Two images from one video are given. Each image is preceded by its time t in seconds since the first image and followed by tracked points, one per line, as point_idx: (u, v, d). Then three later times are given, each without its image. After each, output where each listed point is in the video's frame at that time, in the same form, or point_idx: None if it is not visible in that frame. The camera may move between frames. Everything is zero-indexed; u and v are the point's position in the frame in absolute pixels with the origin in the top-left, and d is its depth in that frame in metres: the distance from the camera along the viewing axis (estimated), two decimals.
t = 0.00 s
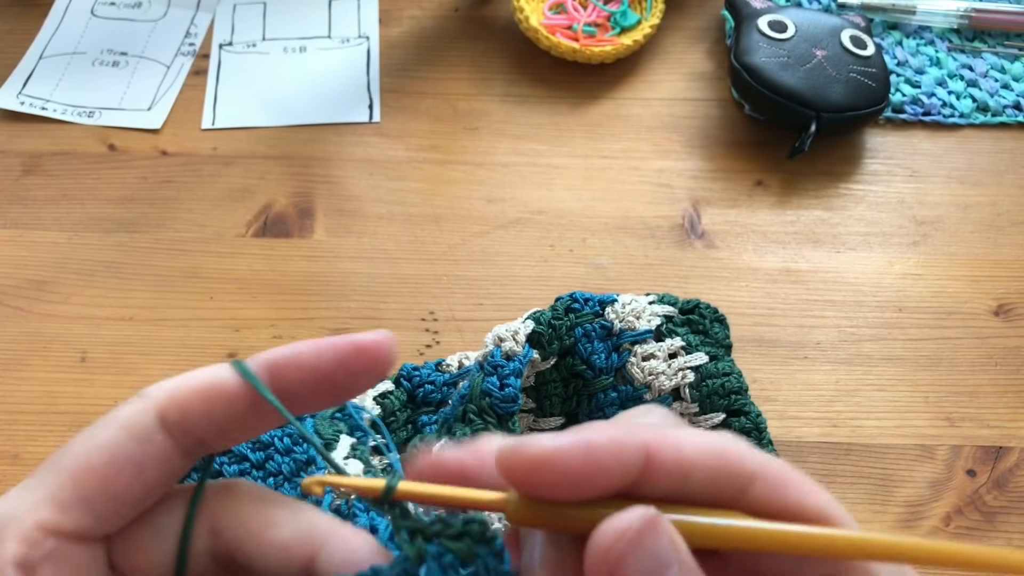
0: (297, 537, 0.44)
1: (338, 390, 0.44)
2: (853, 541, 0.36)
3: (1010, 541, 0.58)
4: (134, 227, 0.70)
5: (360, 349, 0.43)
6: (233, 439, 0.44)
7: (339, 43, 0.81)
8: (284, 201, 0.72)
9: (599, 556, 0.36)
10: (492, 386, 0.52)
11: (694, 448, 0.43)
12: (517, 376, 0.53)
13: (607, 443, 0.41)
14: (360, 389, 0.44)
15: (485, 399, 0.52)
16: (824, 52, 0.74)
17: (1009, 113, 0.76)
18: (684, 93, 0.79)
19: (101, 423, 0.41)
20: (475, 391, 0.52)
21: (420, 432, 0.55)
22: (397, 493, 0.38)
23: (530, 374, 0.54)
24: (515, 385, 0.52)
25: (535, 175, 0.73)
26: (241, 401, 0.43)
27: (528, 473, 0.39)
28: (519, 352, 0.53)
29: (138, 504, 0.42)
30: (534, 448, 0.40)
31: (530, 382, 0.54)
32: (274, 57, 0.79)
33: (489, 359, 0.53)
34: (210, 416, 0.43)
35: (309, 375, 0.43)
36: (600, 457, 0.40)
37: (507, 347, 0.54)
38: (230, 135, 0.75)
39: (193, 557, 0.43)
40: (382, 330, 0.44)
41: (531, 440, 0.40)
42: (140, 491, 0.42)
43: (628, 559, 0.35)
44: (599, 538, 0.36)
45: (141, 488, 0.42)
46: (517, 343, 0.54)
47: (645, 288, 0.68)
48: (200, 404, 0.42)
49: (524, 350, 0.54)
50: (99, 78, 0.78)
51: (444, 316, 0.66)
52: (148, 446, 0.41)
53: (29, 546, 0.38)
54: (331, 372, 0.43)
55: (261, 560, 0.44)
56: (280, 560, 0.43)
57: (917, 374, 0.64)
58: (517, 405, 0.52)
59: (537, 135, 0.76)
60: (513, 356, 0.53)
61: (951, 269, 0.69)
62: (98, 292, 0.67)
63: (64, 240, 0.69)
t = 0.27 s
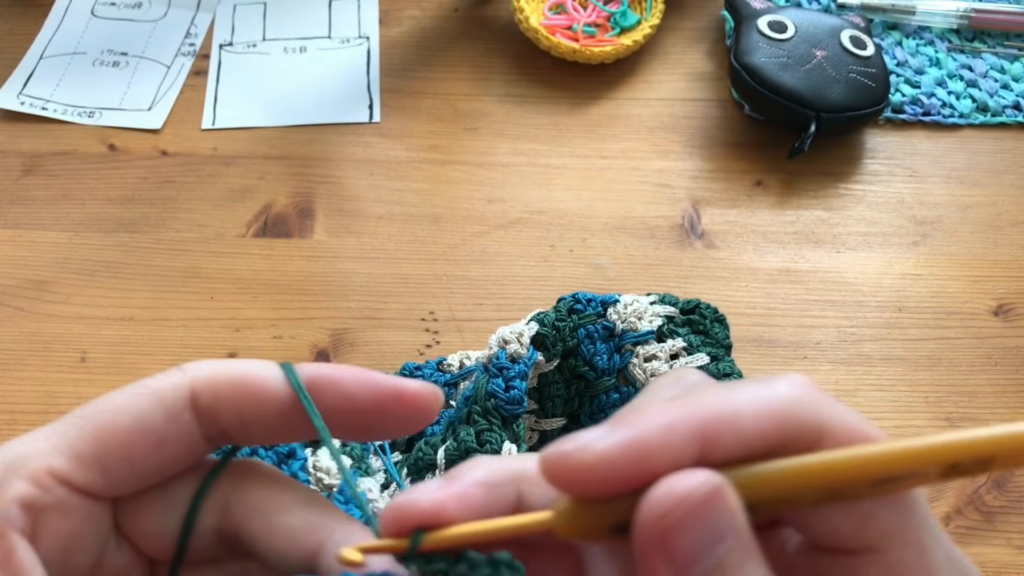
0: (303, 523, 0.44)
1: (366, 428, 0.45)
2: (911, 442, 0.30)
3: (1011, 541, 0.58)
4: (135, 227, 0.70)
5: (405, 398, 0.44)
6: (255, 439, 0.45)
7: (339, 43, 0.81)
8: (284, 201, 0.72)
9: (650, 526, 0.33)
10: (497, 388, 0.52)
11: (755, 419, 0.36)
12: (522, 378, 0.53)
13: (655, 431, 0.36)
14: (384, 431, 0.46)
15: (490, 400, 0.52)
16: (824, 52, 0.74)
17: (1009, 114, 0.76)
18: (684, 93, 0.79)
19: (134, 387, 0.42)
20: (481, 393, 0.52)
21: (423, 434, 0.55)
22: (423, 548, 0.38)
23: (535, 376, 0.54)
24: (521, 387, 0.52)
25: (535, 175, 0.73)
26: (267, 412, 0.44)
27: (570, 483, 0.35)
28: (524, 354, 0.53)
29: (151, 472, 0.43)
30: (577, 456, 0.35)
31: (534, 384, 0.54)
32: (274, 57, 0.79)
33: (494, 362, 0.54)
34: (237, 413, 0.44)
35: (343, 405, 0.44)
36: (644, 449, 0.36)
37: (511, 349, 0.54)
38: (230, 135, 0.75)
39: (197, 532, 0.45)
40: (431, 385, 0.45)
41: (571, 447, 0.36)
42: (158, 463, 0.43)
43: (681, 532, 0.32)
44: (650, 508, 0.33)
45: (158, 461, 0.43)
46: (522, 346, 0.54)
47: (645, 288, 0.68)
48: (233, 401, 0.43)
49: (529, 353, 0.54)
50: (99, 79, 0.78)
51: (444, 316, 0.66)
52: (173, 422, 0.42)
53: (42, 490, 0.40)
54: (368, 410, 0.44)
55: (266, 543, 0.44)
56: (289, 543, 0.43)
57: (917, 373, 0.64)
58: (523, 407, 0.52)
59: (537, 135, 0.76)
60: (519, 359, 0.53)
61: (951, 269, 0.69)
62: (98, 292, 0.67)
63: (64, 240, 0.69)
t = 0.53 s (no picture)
0: (275, 508, 0.44)
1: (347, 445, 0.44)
2: (954, 452, 0.27)
3: (1011, 541, 0.58)
4: (134, 227, 0.70)
5: (391, 419, 0.43)
6: (234, 444, 0.44)
7: (339, 43, 0.81)
8: (284, 201, 0.72)
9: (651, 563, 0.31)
10: (491, 388, 0.52)
11: (772, 436, 0.34)
12: (518, 378, 0.52)
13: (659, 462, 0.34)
14: (363, 450, 0.45)
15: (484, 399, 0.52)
16: (824, 52, 0.74)
17: (1009, 114, 0.76)
18: (684, 93, 0.78)
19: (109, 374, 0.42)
20: (476, 392, 0.52)
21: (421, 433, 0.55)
22: None
23: (533, 376, 0.54)
24: (516, 387, 0.52)
25: (535, 175, 0.73)
26: (250, 419, 0.43)
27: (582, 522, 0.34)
28: (522, 354, 0.53)
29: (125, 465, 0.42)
30: (579, 496, 0.34)
31: (532, 384, 0.54)
32: (274, 57, 0.79)
33: (491, 362, 0.53)
34: (217, 416, 0.43)
35: (326, 421, 0.43)
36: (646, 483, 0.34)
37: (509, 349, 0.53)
38: (230, 135, 0.75)
39: (169, 508, 0.45)
40: (417, 408, 0.44)
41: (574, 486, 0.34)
42: (132, 456, 0.42)
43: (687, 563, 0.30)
44: (650, 543, 0.31)
45: (130, 456, 0.42)
46: (519, 346, 0.53)
47: (645, 288, 0.68)
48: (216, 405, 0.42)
49: (527, 353, 0.53)
50: (99, 78, 0.78)
51: (444, 316, 0.66)
52: (149, 421, 0.42)
53: (7, 478, 0.40)
54: (353, 428, 0.43)
55: (235, 522, 0.44)
56: (258, 527, 0.44)
57: (918, 373, 0.64)
58: (518, 407, 0.52)
59: (537, 135, 0.76)
60: (518, 359, 0.53)
61: (951, 269, 0.69)
62: (98, 292, 0.67)
63: (64, 240, 0.69)
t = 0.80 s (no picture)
0: (263, 489, 0.44)
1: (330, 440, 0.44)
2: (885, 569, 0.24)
3: (1011, 542, 0.58)
4: (134, 227, 0.70)
5: (376, 415, 0.43)
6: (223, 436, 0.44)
7: (338, 43, 0.81)
8: (283, 201, 0.72)
9: None
10: (483, 387, 0.52)
11: (724, 516, 0.31)
12: (510, 378, 0.52)
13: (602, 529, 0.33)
14: (346, 444, 0.44)
15: (474, 399, 0.52)
16: (825, 52, 0.74)
17: (1009, 114, 0.76)
18: (684, 93, 0.78)
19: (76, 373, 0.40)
20: (468, 390, 0.52)
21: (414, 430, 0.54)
22: None
23: (529, 375, 0.54)
24: (507, 387, 0.52)
25: (535, 174, 0.73)
26: (234, 415, 0.42)
27: None
28: (516, 354, 0.53)
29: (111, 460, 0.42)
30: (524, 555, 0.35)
31: (529, 384, 0.54)
32: (274, 57, 0.79)
33: (484, 361, 0.53)
34: (202, 410, 0.42)
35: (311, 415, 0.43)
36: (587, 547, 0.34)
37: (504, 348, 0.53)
38: (230, 135, 0.75)
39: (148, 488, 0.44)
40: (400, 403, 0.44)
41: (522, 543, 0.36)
42: (115, 454, 0.41)
43: None
44: None
45: (112, 458, 0.41)
46: (514, 345, 0.53)
47: (645, 288, 0.67)
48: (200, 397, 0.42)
49: (522, 353, 0.53)
50: (99, 78, 0.78)
51: (444, 316, 0.66)
52: (130, 424, 0.41)
53: None
54: (336, 422, 0.43)
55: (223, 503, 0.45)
56: (249, 507, 0.44)
57: (918, 374, 0.64)
58: (508, 407, 0.51)
59: (537, 135, 0.76)
60: (512, 359, 0.53)
61: (951, 269, 0.69)
62: (97, 292, 0.67)
63: (64, 240, 0.69)
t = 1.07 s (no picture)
0: (260, 486, 0.45)
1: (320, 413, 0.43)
2: None
3: (1011, 541, 0.58)
4: (134, 227, 0.70)
5: (364, 387, 0.44)
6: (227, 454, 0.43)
7: (338, 43, 0.81)
8: (283, 201, 0.72)
9: None
10: (475, 389, 0.52)
11: None
12: (503, 381, 0.52)
13: None
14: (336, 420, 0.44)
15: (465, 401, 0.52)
16: (824, 52, 0.74)
17: (1009, 114, 0.76)
18: (684, 93, 0.79)
19: (69, 413, 0.39)
20: (460, 392, 0.52)
21: (411, 426, 0.55)
22: None
23: (527, 376, 0.54)
24: (498, 390, 0.51)
25: (535, 175, 0.73)
26: (245, 430, 0.42)
27: None
28: (511, 356, 0.53)
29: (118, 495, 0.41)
30: None
31: (529, 385, 0.54)
32: (274, 57, 0.79)
33: (479, 363, 0.53)
34: (208, 433, 0.42)
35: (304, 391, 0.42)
36: None
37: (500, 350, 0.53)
38: (230, 135, 0.75)
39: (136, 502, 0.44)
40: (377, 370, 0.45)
41: None
42: (122, 492, 0.40)
43: None
44: None
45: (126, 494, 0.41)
46: (510, 347, 0.53)
47: (645, 288, 0.68)
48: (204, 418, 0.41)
49: (517, 355, 0.53)
50: (99, 79, 0.78)
51: (444, 316, 0.66)
52: (142, 460, 0.40)
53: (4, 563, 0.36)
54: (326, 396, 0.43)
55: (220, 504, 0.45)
56: (246, 506, 0.45)
57: (917, 373, 0.64)
58: (497, 410, 0.51)
59: (537, 135, 0.76)
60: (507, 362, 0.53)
61: (950, 269, 0.69)
62: (98, 292, 0.67)
63: (64, 240, 0.69)
